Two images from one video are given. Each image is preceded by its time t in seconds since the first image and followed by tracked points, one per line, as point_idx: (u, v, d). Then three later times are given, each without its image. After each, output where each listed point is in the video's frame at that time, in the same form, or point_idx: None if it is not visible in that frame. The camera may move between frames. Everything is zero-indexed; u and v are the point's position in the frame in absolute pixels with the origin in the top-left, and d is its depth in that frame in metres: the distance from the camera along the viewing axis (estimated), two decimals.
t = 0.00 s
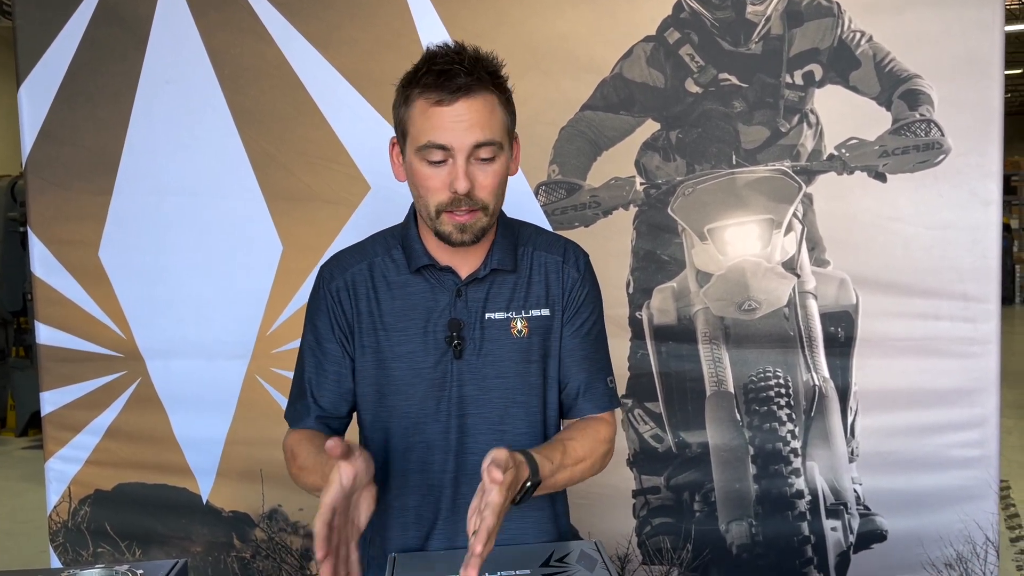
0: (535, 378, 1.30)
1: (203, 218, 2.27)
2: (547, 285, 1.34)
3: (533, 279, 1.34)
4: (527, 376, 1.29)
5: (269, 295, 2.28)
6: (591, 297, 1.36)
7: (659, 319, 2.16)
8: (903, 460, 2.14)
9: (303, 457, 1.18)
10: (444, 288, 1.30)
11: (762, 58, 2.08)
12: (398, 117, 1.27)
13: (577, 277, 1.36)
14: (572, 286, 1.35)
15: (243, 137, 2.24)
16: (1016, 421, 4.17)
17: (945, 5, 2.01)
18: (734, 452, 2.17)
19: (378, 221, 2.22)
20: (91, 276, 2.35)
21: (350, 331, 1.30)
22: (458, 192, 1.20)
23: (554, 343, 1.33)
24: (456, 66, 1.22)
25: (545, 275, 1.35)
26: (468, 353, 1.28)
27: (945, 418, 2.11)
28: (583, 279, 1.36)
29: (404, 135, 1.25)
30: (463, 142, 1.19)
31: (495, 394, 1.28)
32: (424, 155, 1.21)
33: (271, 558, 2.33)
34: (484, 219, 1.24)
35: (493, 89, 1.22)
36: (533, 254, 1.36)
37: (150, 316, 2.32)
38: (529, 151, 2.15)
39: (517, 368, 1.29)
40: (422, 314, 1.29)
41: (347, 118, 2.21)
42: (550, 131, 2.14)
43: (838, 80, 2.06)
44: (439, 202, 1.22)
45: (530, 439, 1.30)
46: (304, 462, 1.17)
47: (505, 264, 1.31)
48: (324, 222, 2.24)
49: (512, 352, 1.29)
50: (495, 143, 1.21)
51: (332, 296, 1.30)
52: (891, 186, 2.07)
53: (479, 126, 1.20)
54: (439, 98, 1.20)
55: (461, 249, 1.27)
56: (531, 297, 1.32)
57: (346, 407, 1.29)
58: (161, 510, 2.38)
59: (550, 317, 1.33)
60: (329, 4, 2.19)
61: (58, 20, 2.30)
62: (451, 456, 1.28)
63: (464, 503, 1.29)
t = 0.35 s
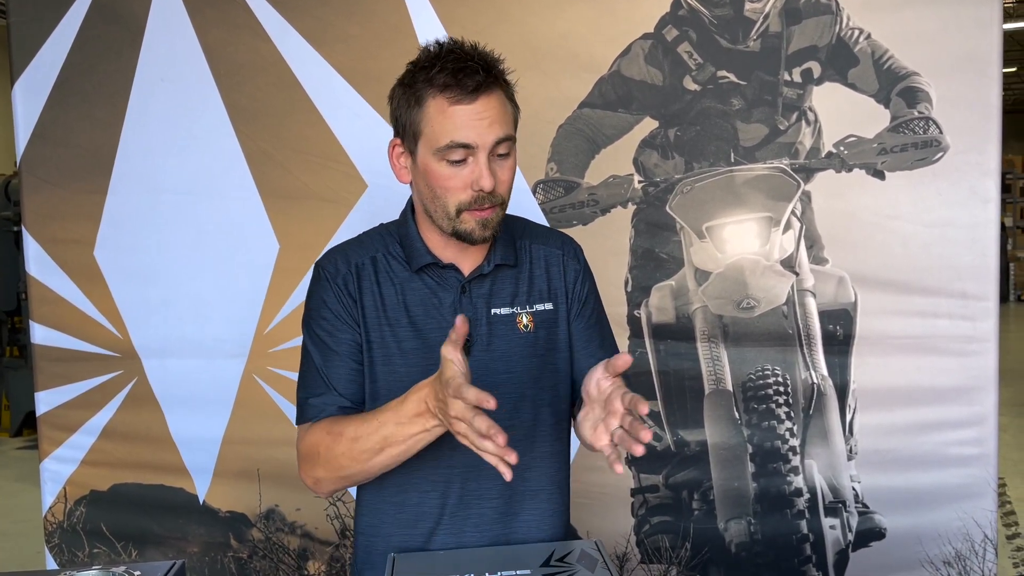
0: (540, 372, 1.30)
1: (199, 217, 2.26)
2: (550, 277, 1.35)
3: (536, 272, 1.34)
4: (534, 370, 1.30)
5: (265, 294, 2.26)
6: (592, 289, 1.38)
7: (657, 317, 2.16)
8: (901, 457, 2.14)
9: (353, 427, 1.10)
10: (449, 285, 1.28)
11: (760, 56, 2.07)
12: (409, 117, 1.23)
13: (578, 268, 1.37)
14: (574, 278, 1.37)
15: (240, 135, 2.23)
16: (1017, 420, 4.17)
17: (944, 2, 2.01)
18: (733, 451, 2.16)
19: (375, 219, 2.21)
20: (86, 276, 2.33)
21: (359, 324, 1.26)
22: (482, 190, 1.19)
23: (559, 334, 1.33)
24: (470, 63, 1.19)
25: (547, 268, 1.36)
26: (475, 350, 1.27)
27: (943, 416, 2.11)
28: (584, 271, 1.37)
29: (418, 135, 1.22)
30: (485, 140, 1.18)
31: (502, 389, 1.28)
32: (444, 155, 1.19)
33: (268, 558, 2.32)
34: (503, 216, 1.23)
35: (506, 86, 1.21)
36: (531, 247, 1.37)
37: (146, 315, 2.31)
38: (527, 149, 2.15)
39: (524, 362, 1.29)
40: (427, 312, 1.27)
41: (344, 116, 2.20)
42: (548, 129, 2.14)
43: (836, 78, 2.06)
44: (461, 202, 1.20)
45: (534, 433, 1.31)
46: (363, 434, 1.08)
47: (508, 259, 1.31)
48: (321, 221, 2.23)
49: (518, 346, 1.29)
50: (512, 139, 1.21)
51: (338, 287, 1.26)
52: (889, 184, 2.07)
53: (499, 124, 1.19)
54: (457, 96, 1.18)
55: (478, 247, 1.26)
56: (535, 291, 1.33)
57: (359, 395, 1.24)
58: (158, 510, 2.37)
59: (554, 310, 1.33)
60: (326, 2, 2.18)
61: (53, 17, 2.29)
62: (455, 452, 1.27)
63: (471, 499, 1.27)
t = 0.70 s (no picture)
0: (547, 374, 1.30)
1: (192, 215, 2.25)
2: (554, 278, 1.36)
3: (540, 273, 1.34)
4: (542, 372, 1.29)
5: (259, 293, 2.26)
6: (592, 289, 1.39)
7: (652, 315, 2.16)
8: (895, 454, 2.14)
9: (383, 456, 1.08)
10: (458, 287, 1.27)
11: (755, 53, 2.07)
12: (408, 107, 1.25)
13: (580, 268, 1.39)
14: (576, 278, 1.38)
15: (233, 133, 2.22)
16: (1010, 416, 4.18)
17: None
18: (728, 449, 2.16)
19: (370, 217, 2.22)
20: (78, 275, 2.32)
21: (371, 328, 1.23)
22: (476, 177, 1.19)
23: (564, 336, 1.33)
24: (469, 52, 1.22)
25: (551, 269, 1.36)
26: (487, 353, 1.26)
27: (937, 413, 2.11)
28: (585, 272, 1.39)
29: (416, 123, 1.23)
30: (480, 125, 1.19)
31: (514, 390, 1.26)
32: (439, 141, 1.20)
33: (262, 558, 2.31)
34: (499, 208, 1.22)
35: (505, 77, 1.23)
36: (534, 248, 1.37)
37: (139, 314, 2.29)
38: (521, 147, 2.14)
39: (534, 363, 1.28)
40: (438, 314, 1.25)
41: (337, 114, 2.19)
42: (542, 126, 2.13)
43: (831, 75, 2.05)
44: (455, 190, 1.20)
45: (537, 433, 1.30)
46: (394, 470, 1.06)
47: (515, 260, 1.31)
48: (314, 219, 2.23)
49: (527, 347, 1.28)
50: (509, 129, 1.22)
51: (349, 289, 1.23)
52: (883, 181, 2.07)
53: (494, 110, 1.20)
54: (453, 83, 1.20)
55: (475, 241, 1.24)
56: (540, 292, 1.33)
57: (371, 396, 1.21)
58: (151, 511, 2.36)
59: (559, 311, 1.34)
60: None
61: (44, 14, 2.27)
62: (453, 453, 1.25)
63: (469, 499, 1.26)
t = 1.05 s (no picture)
0: (539, 376, 1.29)
1: (186, 216, 2.24)
2: (548, 279, 1.35)
3: (533, 273, 1.34)
4: (532, 374, 1.28)
5: (253, 293, 2.25)
6: (588, 290, 1.39)
7: (647, 315, 2.15)
8: (891, 453, 2.14)
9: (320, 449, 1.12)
10: (446, 287, 1.26)
11: (749, 53, 2.07)
12: (388, 101, 1.28)
13: (576, 270, 1.38)
14: (570, 280, 1.37)
15: (226, 134, 2.21)
16: (1006, 415, 4.18)
17: None
18: (723, 449, 2.16)
19: (364, 218, 2.21)
20: (72, 275, 2.31)
21: (351, 332, 1.23)
22: (446, 163, 1.19)
23: (556, 338, 1.33)
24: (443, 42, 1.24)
25: (544, 270, 1.35)
26: (475, 353, 1.25)
27: (933, 412, 2.11)
28: (580, 273, 1.38)
29: (392, 115, 1.26)
30: (450, 113, 1.21)
31: (503, 392, 1.26)
32: (412, 130, 1.22)
33: (257, 559, 2.31)
34: (474, 196, 1.21)
35: (480, 68, 1.24)
36: (529, 248, 1.36)
37: (133, 315, 2.29)
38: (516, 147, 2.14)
39: (523, 365, 1.27)
40: (424, 315, 1.25)
41: (331, 114, 2.18)
42: (536, 126, 2.12)
43: (825, 75, 2.05)
44: (427, 178, 1.21)
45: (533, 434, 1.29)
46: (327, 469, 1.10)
47: (506, 259, 1.30)
48: (308, 220, 2.22)
49: (517, 349, 1.27)
50: (482, 118, 1.22)
51: (329, 293, 1.24)
52: (878, 181, 2.07)
53: (465, 99, 1.21)
54: (425, 72, 1.22)
55: (451, 231, 1.23)
56: (532, 294, 1.32)
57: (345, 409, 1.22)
58: (146, 512, 2.35)
59: (552, 313, 1.33)
60: None
61: (37, 14, 2.26)
62: (447, 456, 1.25)
63: (462, 500, 1.25)
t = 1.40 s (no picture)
0: (521, 380, 1.28)
1: (180, 215, 2.24)
2: (535, 282, 1.34)
3: (519, 275, 1.33)
4: (512, 378, 1.27)
5: (247, 293, 2.25)
6: (580, 293, 1.37)
7: (643, 315, 2.15)
8: (888, 453, 2.14)
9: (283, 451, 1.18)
10: (429, 287, 1.27)
11: (745, 52, 2.06)
12: (386, 94, 1.28)
13: (566, 275, 1.36)
14: (559, 283, 1.35)
15: (221, 133, 2.21)
16: (1001, 414, 4.19)
17: None
18: (719, 449, 2.16)
19: (359, 218, 2.20)
20: (66, 275, 2.30)
21: (331, 335, 1.27)
22: (439, 159, 1.19)
23: (542, 342, 1.32)
24: (446, 39, 1.24)
25: (532, 273, 1.34)
26: (454, 354, 1.25)
27: (928, 411, 2.11)
28: (571, 278, 1.36)
29: (390, 109, 1.26)
30: (448, 111, 1.20)
31: (482, 394, 1.25)
32: (408, 125, 1.22)
33: (252, 560, 2.31)
34: (464, 194, 1.21)
35: (480, 69, 1.24)
36: (518, 250, 1.35)
37: (127, 314, 2.28)
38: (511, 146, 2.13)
39: (503, 368, 1.26)
40: (405, 315, 1.26)
41: (326, 114, 2.18)
42: (531, 125, 2.12)
43: (821, 74, 2.05)
44: (419, 173, 1.20)
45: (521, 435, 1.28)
46: (287, 461, 1.16)
47: (491, 260, 1.29)
48: (303, 219, 2.22)
49: (498, 352, 1.26)
50: (479, 118, 1.22)
51: (310, 298, 1.27)
52: (874, 180, 2.06)
53: (463, 97, 1.21)
54: (426, 68, 1.22)
55: (438, 228, 1.23)
56: (518, 297, 1.31)
57: (323, 413, 1.26)
58: (140, 512, 2.34)
59: (537, 316, 1.32)
60: None
61: (30, 13, 2.25)
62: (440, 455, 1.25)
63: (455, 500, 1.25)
